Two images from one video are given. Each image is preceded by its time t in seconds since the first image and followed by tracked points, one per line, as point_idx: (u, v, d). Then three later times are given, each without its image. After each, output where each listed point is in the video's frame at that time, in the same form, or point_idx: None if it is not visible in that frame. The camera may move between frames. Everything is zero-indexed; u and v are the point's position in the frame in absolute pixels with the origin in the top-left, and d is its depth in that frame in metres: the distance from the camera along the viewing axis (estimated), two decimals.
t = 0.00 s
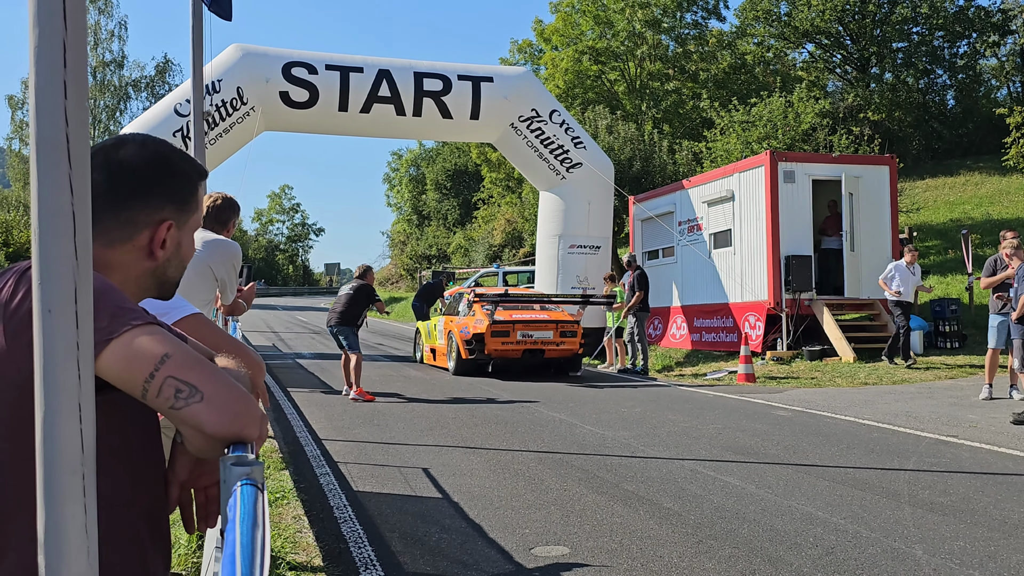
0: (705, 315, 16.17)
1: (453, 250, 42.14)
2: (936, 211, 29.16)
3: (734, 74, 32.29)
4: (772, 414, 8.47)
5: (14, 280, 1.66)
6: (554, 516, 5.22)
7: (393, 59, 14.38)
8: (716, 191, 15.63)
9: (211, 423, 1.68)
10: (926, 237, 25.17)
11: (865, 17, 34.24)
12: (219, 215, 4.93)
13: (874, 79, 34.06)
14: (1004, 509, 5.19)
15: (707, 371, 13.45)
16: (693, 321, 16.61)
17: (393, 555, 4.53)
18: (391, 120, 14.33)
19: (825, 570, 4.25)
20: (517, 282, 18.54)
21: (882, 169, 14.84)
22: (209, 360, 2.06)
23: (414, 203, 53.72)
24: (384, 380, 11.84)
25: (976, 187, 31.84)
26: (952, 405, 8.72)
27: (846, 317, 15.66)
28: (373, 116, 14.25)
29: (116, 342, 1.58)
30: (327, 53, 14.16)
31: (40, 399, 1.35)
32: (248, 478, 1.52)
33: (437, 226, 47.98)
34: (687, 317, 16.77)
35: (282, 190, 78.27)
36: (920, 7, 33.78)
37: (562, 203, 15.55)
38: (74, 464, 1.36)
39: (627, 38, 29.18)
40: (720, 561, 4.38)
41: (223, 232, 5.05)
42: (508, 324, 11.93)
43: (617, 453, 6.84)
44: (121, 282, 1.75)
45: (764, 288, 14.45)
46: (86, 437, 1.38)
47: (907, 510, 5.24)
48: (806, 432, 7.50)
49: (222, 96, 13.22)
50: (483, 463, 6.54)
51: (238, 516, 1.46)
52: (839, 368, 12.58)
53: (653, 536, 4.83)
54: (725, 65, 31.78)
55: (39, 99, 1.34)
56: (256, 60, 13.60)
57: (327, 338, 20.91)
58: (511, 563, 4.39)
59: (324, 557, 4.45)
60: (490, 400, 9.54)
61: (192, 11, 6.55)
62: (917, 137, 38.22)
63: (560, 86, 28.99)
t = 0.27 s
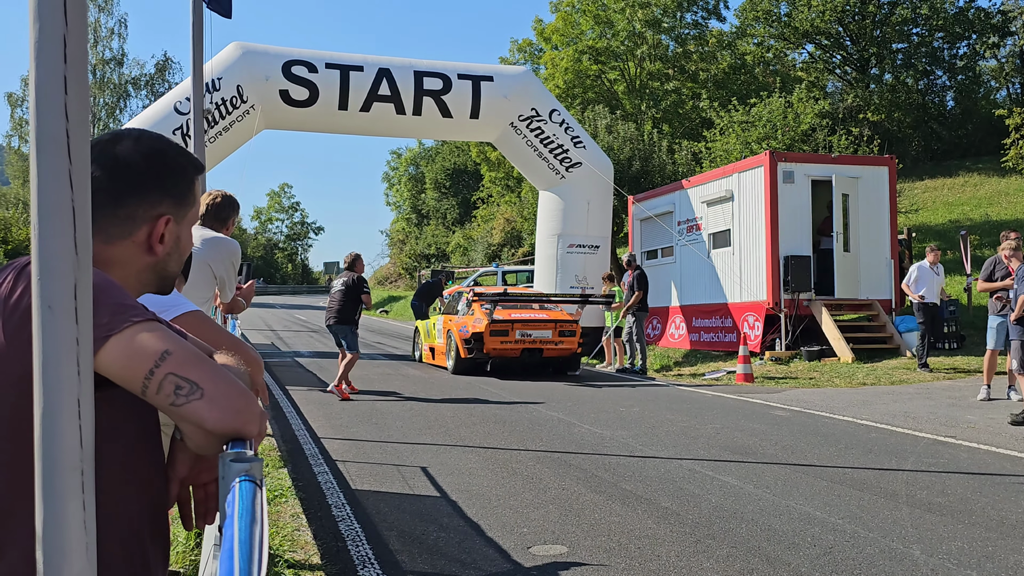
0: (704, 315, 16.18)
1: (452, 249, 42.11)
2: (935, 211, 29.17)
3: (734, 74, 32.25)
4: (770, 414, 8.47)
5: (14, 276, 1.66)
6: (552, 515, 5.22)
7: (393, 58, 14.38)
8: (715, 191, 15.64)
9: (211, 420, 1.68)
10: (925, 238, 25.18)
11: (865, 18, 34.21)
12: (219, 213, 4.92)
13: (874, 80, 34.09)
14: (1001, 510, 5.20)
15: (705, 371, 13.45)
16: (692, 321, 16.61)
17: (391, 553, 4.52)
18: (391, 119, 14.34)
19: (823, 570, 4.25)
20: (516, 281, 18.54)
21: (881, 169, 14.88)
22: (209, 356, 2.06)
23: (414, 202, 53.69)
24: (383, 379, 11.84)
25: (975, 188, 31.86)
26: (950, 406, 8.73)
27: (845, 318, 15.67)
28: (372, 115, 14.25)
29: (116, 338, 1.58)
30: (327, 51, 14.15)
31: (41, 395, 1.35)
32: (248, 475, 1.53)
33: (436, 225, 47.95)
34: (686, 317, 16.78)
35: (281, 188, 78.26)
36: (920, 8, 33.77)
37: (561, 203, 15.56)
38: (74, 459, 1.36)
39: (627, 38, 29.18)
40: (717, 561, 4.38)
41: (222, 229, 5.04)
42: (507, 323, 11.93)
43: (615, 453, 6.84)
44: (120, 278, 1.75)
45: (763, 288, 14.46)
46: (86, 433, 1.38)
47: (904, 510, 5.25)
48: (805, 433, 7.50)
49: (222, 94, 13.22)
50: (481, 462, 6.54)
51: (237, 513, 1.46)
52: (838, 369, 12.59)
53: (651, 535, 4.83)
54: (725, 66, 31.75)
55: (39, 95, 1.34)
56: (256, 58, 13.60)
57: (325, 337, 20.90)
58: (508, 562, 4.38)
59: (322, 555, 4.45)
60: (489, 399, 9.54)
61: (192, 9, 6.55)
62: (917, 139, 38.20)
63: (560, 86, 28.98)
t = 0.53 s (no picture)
0: (702, 315, 16.18)
1: (450, 248, 42.08)
2: (933, 211, 29.19)
3: (732, 73, 32.21)
4: (767, 414, 8.48)
5: (7, 277, 1.66)
6: (549, 515, 5.22)
7: (391, 57, 14.37)
8: (714, 190, 15.64)
9: (203, 421, 1.68)
10: (923, 237, 25.20)
11: (863, 17, 34.17)
12: (216, 213, 4.93)
13: (872, 79, 34.11)
14: (998, 509, 5.21)
15: (704, 371, 13.45)
16: (690, 320, 16.62)
17: (389, 553, 4.53)
18: (389, 118, 14.34)
19: (820, 569, 4.26)
20: (514, 280, 18.53)
21: (879, 169, 14.88)
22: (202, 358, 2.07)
23: (412, 201, 53.67)
24: (381, 378, 11.84)
25: (973, 187, 31.89)
26: (948, 406, 8.74)
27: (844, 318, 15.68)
28: (370, 114, 14.25)
29: (108, 339, 1.58)
30: (325, 50, 14.14)
31: (32, 397, 1.35)
32: (238, 478, 1.53)
33: (435, 224, 47.93)
34: (684, 317, 16.78)
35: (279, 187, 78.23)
36: (918, 7, 33.76)
37: (559, 202, 15.56)
38: (66, 462, 1.36)
39: (625, 37, 29.17)
40: (714, 561, 4.39)
41: (219, 229, 5.05)
42: (505, 322, 11.93)
43: (612, 452, 6.84)
44: (112, 278, 1.75)
45: (761, 287, 14.47)
46: (77, 436, 1.37)
47: (901, 510, 5.25)
48: (802, 432, 7.51)
49: (221, 93, 13.22)
50: (478, 461, 6.54)
51: (227, 516, 1.46)
52: (836, 368, 12.59)
53: (648, 535, 4.83)
54: (723, 65, 31.72)
55: (31, 96, 1.33)
56: (254, 57, 13.60)
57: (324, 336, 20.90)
58: (505, 562, 4.39)
59: (319, 554, 4.45)
60: (486, 399, 9.54)
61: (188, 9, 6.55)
62: (915, 138, 38.19)
63: (558, 85, 28.96)
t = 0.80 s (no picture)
0: (700, 315, 16.20)
1: (448, 249, 42.06)
2: (931, 210, 29.26)
3: (730, 74, 32.19)
4: (767, 413, 8.48)
5: (9, 277, 1.65)
6: (549, 515, 5.22)
7: (389, 58, 14.37)
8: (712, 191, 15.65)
9: (207, 420, 1.67)
10: (921, 237, 25.24)
11: (861, 17, 34.19)
12: (216, 213, 4.93)
13: (870, 79, 34.17)
14: (998, 508, 5.21)
15: (702, 371, 13.45)
16: (688, 320, 16.63)
17: (389, 554, 4.52)
18: (387, 119, 14.33)
19: (820, 569, 4.25)
20: (513, 281, 18.53)
21: (877, 169, 14.88)
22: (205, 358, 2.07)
23: (410, 202, 53.63)
24: (379, 379, 11.82)
25: (970, 187, 31.96)
26: (947, 405, 8.75)
27: (841, 317, 15.70)
28: (368, 115, 14.24)
29: (112, 340, 1.57)
30: (323, 51, 14.13)
31: (38, 398, 1.34)
32: (245, 477, 1.52)
33: (432, 225, 47.89)
34: (682, 317, 16.79)
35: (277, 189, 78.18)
36: (915, 7, 33.79)
37: (557, 203, 15.57)
38: (71, 462, 1.35)
39: (623, 38, 29.16)
40: (715, 560, 4.38)
41: (218, 230, 5.04)
42: (503, 323, 11.92)
43: (612, 452, 6.84)
44: (114, 277, 1.74)
45: (759, 287, 14.48)
46: (82, 436, 1.37)
47: (902, 509, 5.25)
48: (801, 431, 7.51)
49: (218, 94, 13.20)
50: (478, 462, 6.54)
51: (235, 515, 1.46)
52: (834, 368, 12.60)
53: (648, 535, 4.83)
54: (721, 65, 31.71)
55: (35, 94, 1.33)
56: (252, 58, 13.59)
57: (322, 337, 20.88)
58: (506, 562, 4.38)
59: (319, 555, 4.44)
60: (486, 399, 9.53)
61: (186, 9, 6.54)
62: (912, 138, 38.20)
63: (556, 85, 28.95)
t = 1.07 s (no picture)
0: (699, 313, 16.19)
1: (447, 249, 42.05)
2: (929, 208, 29.25)
3: (728, 73, 32.15)
4: (765, 412, 8.49)
5: (5, 281, 1.66)
6: (548, 515, 5.23)
7: (387, 57, 14.35)
8: (710, 189, 15.65)
9: (202, 424, 1.68)
10: (919, 235, 25.24)
11: (859, 15, 34.14)
12: (213, 214, 4.94)
13: (868, 77, 34.14)
14: (996, 506, 5.22)
15: (701, 370, 13.46)
16: (687, 319, 16.63)
17: (387, 554, 4.53)
18: (385, 118, 14.32)
19: (818, 568, 4.26)
20: (511, 280, 18.54)
21: (875, 167, 14.87)
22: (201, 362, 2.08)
23: (409, 201, 53.59)
24: (378, 379, 11.84)
25: (969, 185, 31.94)
26: (945, 403, 8.75)
27: (840, 315, 15.72)
28: (366, 115, 14.23)
29: (107, 343, 1.58)
30: (321, 51, 14.12)
31: (30, 404, 1.34)
32: (238, 481, 1.53)
33: (431, 225, 47.87)
34: (681, 316, 16.80)
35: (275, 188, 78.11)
36: (914, 5, 33.75)
37: (555, 202, 15.57)
38: (65, 466, 1.36)
39: (621, 36, 29.14)
40: (713, 560, 4.39)
41: (217, 231, 5.04)
42: (502, 322, 11.93)
43: (610, 451, 6.85)
44: (110, 281, 1.74)
45: (758, 286, 14.48)
46: (76, 439, 1.37)
47: (900, 508, 5.26)
48: (799, 430, 7.51)
49: (216, 95, 13.20)
50: (477, 462, 6.55)
51: (228, 520, 1.46)
52: (833, 366, 12.61)
53: (647, 535, 4.84)
54: (719, 64, 31.66)
55: (28, 99, 1.33)
56: (249, 58, 13.58)
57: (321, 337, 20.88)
58: (504, 562, 4.39)
59: (318, 556, 4.44)
60: (484, 399, 9.54)
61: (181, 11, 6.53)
62: (911, 136, 38.20)
63: (553, 85, 28.96)
